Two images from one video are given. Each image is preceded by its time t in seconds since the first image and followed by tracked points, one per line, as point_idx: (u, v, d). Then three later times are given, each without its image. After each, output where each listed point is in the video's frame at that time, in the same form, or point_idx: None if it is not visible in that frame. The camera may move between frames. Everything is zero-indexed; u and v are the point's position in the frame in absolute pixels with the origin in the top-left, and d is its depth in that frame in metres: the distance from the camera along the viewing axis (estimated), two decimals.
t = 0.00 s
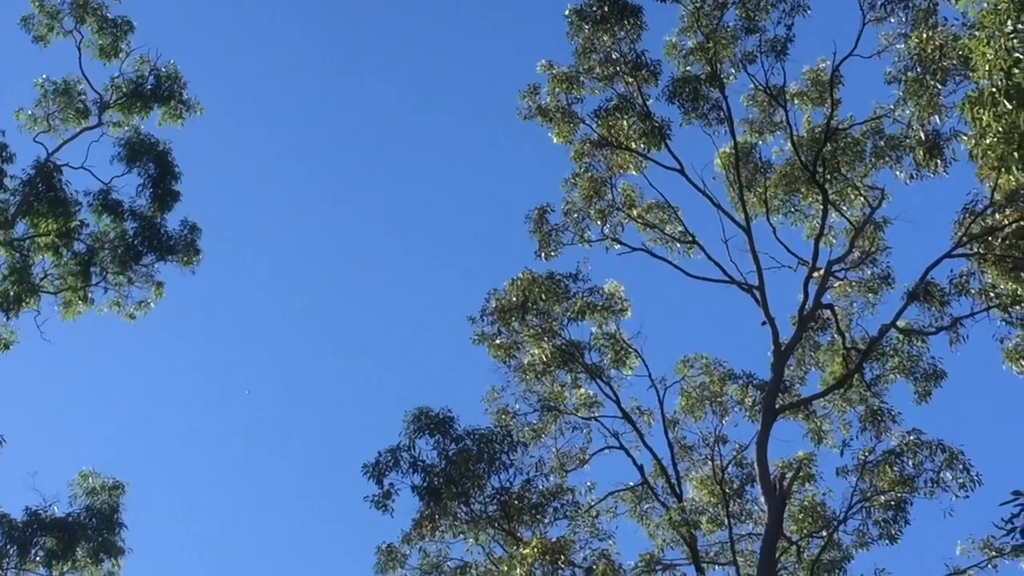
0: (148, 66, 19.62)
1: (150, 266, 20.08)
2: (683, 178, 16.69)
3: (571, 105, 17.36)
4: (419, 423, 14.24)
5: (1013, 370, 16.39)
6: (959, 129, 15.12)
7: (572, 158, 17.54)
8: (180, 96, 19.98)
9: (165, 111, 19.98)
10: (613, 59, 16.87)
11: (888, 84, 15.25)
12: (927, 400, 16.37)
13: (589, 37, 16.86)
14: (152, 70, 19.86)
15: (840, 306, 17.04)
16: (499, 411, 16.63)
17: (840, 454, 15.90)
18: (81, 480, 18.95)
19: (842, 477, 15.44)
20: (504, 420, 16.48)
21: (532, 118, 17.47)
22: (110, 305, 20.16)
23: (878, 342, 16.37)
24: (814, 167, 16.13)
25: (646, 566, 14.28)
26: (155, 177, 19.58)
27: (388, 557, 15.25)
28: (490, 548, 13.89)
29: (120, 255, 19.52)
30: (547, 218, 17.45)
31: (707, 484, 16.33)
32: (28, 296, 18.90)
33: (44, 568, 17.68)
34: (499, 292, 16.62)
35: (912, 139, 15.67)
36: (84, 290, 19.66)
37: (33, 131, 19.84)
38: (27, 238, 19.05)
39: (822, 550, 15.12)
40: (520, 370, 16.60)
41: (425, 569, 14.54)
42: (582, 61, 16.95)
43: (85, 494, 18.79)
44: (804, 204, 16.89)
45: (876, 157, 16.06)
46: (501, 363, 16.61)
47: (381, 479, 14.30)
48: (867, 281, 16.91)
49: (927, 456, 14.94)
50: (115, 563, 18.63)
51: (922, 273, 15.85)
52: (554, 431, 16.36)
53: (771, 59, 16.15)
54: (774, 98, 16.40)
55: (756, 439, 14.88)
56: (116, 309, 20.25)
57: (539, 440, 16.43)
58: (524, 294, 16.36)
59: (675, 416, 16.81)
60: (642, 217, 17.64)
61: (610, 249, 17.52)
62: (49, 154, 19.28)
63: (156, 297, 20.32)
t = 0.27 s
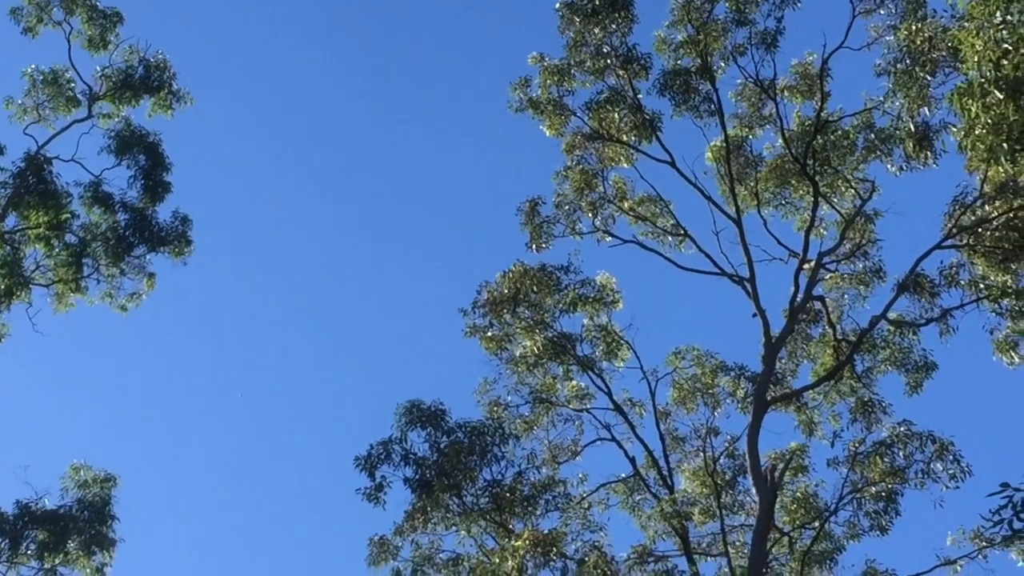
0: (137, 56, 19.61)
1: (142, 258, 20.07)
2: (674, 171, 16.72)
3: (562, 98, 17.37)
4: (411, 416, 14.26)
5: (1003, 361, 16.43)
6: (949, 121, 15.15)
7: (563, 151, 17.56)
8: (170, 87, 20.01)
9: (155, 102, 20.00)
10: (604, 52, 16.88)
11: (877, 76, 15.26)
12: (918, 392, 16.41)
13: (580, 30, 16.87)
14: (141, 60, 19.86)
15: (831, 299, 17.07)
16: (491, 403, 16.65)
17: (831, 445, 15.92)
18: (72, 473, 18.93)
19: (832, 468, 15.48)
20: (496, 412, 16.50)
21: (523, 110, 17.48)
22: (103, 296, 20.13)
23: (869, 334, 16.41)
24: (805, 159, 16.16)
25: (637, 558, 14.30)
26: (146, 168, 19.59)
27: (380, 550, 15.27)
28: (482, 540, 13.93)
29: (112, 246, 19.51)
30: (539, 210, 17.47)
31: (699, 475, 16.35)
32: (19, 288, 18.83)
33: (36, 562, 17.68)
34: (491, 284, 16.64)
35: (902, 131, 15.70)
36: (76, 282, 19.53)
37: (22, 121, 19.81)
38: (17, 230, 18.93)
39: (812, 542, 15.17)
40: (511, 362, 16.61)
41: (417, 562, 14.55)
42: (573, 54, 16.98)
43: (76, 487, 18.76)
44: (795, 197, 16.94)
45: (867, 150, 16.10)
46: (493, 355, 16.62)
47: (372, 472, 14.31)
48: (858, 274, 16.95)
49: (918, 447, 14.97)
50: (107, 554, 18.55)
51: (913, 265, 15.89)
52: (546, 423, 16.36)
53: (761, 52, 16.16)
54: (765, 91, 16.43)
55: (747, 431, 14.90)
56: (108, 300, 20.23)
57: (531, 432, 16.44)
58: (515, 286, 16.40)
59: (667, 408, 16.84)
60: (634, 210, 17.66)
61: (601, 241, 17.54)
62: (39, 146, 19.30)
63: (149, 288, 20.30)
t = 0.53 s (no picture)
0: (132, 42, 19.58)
1: (139, 244, 20.07)
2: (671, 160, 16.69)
3: (558, 88, 17.35)
4: (405, 406, 14.26)
5: (998, 352, 16.44)
6: (944, 111, 15.16)
7: (559, 141, 17.54)
8: (165, 73, 19.99)
9: (150, 88, 19.98)
10: (601, 42, 16.88)
11: (874, 67, 15.26)
12: (913, 383, 16.41)
13: (577, 19, 16.86)
14: (136, 46, 19.82)
15: (827, 289, 17.06)
16: (487, 392, 16.65)
17: (827, 435, 15.92)
18: (67, 461, 18.90)
19: (828, 458, 15.48)
20: (491, 401, 16.50)
21: (520, 100, 17.47)
22: (99, 283, 20.13)
23: (865, 325, 16.41)
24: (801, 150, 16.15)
25: (632, 547, 14.30)
26: (141, 155, 19.57)
27: (375, 538, 15.27)
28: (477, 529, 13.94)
29: (108, 233, 19.42)
30: (535, 200, 17.45)
31: (695, 464, 16.35)
32: (15, 276, 18.85)
33: (30, 549, 17.69)
34: (487, 273, 16.63)
35: (898, 122, 15.69)
36: (72, 269, 19.54)
37: (18, 107, 19.78)
38: (13, 217, 18.96)
39: (807, 532, 15.18)
40: (507, 351, 16.61)
41: (412, 550, 14.56)
42: (570, 44, 16.96)
43: (71, 475, 18.74)
44: (791, 187, 16.93)
45: (864, 142, 16.10)
46: (489, 344, 16.63)
47: (367, 461, 14.31)
48: (855, 265, 16.94)
49: (913, 437, 14.98)
50: (101, 541, 18.52)
51: (908, 255, 15.90)
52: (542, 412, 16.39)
53: (758, 42, 16.15)
54: (761, 81, 16.42)
55: (742, 421, 14.91)
56: (105, 287, 20.22)
57: (526, 421, 16.45)
58: (511, 275, 16.39)
59: (664, 397, 16.84)
60: (630, 200, 17.65)
61: (597, 231, 17.53)
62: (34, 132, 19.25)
63: (145, 275, 20.30)
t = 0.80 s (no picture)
0: (133, 29, 19.55)
1: (140, 232, 20.05)
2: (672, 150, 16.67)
3: (561, 78, 17.33)
4: (406, 395, 14.25)
5: (999, 344, 16.44)
6: (946, 102, 15.15)
7: (562, 132, 17.53)
8: (166, 60, 19.97)
9: (151, 76, 19.97)
10: (604, 32, 16.86)
11: (876, 58, 15.24)
12: (915, 374, 16.41)
13: (580, 9, 16.88)
14: (137, 34, 19.80)
15: (829, 281, 17.05)
16: (488, 381, 16.65)
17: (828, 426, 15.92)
18: (67, 449, 18.90)
19: (829, 448, 15.48)
20: (493, 391, 16.50)
21: (522, 90, 17.45)
22: (101, 271, 20.12)
23: (866, 316, 16.41)
24: (803, 141, 16.13)
25: (633, 537, 14.31)
26: (142, 143, 19.55)
27: (376, 528, 15.27)
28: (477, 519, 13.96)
29: (109, 220, 19.44)
30: (537, 190, 17.44)
31: (698, 454, 16.35)
32: (16, 264, 18.85)
33: (30, 539, 17.77)
34: (489, 262, 16.63)
35: (900, 112, 15.67)
36: (73, 258, 19.53)
37: (19, 94, 19.77)
38: (15, 205, 19.00)
39: (808, 522, 15.19)
40: (508, 340, 16.61)
41: (413, 539, 14.56)
42: (572, 34, 16.94)
43: (71, 464, 18.73)
44: (794, 178, 16.88)
45: (866, 133, 16.09)
46: (490, 334, 16.62)
47: (368, 451, 14.32)
48: (857, 256, 16.94)
49: (914, 428, 14.98)
50: (102, 530, 18.54)
51: (910, 246, 15.89)
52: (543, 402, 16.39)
53: (760, 33, 16.13)
54: (763, 72, 16.42)
55: (743, 411, 14.90)
56: (106, 275, 20.21)
57: (527, 411, 16.45)
58: (513, 265, 16.41)
59: (665, 387, 16.84)
60: (632, 191, 17.64)
61: (599, 221, 17.54)
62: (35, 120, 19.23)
63: (146, 263, 20.29)
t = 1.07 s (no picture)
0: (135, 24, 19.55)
1: (140, 226, 20.06)
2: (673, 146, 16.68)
3: (562, 74, 17.34)
4: (407, 390, 14.27)
5: (1000, 342, 16.45)
6: (947, 99, 15.16)
7: (563, 128, 17.53)
8: (167, 55, 19.97)
9: (152, 71, 19.97)
10: (606, 28, 16.86)
11: (878, 54, 15.24)
12: (915, 372, 16.42)
13: (582, 6, 16.89)
14: (139, 29, 19.80)
15: (830, 278, 17.06)
16: (488, 376, 16.66)
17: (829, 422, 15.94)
18: (68, 445, 18.91)
19: (829, 444, 15.50)
20: (493, 386, 16.51)
21: (523, 86, 17.45)
22: (101, 267, 20.14)
23: (867, 313, 16.42)
24: (805, 137, 16.14)
25: (633, 532, 14.33)
26: (143, 138, 19.56)
27: (376, 522, 15.29)
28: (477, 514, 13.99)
29: (110, 215, 19.48)
30: (538, 186, 17.45)
31: (699, 451, 16.36)
32: (17, 259, 18.87)
33: (30, 534, 17.77)
34: (490, 258, 16.64)
35: (901, 109, 15.68)
36: (74, 252, 19.56)
37: (21, 89, 19.77)
38: (15, 199, 19.10)
39: (808, 518, 15.20)
40: (509, 335, 16.62)
41: (413, 534, 14.57)
42: (574, 30, 16.95)
43: (72, 459, 18.74)
44: (795, 175, 16.90)
45: (868, 129, 16.11)
46: (491, 329, 16.63)
47: (368, 445, 14.33)
48: (858, 253, 16.94)
49: (914, 424, 15.00)
50: (102, 525, 18.57)
51: (911, 243, 15.90)
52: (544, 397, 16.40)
53: (762, 28, 16.13)
54: (765, 68, 16.42)
55: (743, 407, 14.92)
56: (106, 270, 20.22)
57: (528, 406, 16.47)
58: (513, 260, 16.40)
59: (666, 383, 16.85)
60: (633, 187, 17.65)
61: (600, 217, 17.54)
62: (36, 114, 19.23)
63: (146, 259, 20.30)
